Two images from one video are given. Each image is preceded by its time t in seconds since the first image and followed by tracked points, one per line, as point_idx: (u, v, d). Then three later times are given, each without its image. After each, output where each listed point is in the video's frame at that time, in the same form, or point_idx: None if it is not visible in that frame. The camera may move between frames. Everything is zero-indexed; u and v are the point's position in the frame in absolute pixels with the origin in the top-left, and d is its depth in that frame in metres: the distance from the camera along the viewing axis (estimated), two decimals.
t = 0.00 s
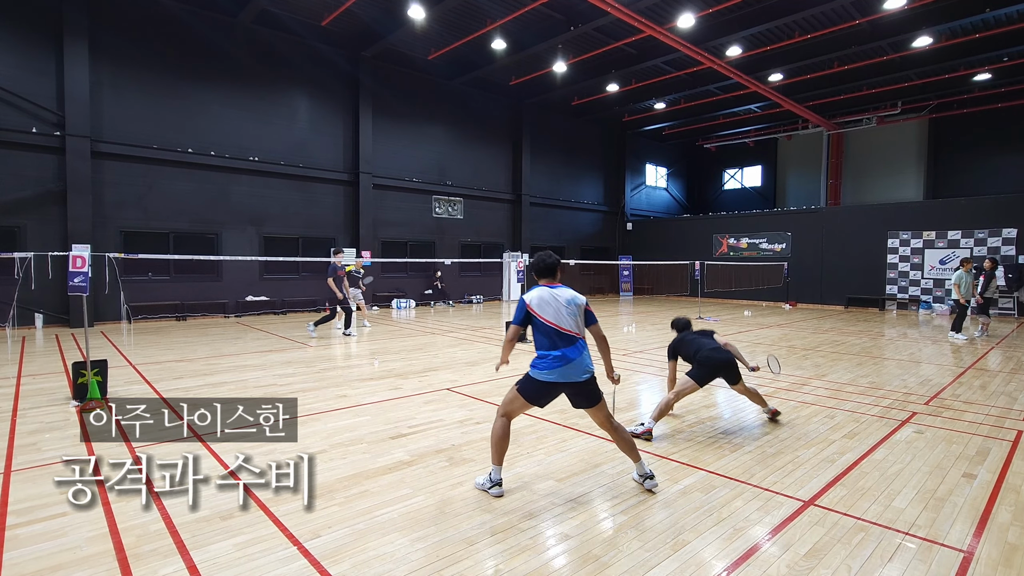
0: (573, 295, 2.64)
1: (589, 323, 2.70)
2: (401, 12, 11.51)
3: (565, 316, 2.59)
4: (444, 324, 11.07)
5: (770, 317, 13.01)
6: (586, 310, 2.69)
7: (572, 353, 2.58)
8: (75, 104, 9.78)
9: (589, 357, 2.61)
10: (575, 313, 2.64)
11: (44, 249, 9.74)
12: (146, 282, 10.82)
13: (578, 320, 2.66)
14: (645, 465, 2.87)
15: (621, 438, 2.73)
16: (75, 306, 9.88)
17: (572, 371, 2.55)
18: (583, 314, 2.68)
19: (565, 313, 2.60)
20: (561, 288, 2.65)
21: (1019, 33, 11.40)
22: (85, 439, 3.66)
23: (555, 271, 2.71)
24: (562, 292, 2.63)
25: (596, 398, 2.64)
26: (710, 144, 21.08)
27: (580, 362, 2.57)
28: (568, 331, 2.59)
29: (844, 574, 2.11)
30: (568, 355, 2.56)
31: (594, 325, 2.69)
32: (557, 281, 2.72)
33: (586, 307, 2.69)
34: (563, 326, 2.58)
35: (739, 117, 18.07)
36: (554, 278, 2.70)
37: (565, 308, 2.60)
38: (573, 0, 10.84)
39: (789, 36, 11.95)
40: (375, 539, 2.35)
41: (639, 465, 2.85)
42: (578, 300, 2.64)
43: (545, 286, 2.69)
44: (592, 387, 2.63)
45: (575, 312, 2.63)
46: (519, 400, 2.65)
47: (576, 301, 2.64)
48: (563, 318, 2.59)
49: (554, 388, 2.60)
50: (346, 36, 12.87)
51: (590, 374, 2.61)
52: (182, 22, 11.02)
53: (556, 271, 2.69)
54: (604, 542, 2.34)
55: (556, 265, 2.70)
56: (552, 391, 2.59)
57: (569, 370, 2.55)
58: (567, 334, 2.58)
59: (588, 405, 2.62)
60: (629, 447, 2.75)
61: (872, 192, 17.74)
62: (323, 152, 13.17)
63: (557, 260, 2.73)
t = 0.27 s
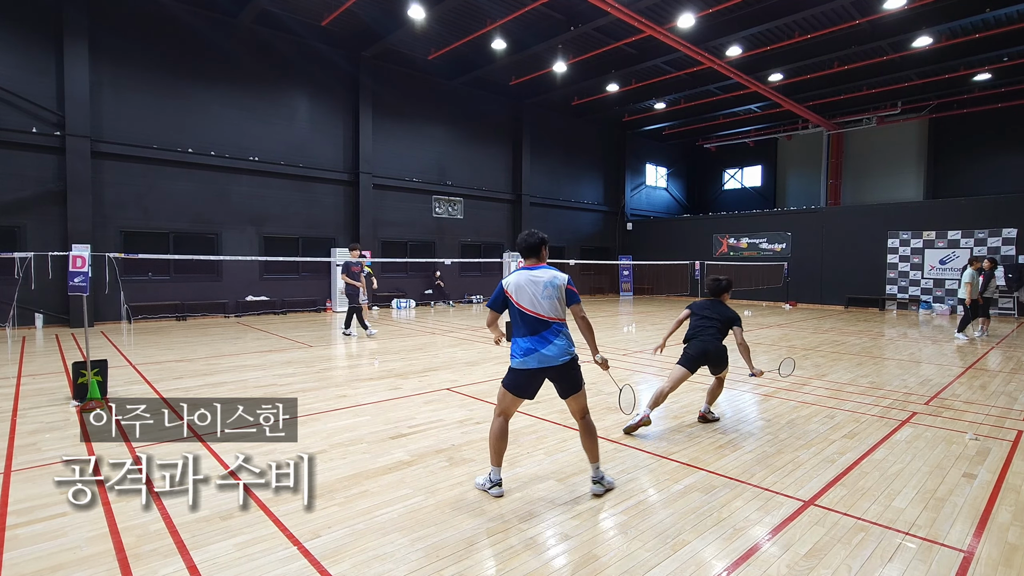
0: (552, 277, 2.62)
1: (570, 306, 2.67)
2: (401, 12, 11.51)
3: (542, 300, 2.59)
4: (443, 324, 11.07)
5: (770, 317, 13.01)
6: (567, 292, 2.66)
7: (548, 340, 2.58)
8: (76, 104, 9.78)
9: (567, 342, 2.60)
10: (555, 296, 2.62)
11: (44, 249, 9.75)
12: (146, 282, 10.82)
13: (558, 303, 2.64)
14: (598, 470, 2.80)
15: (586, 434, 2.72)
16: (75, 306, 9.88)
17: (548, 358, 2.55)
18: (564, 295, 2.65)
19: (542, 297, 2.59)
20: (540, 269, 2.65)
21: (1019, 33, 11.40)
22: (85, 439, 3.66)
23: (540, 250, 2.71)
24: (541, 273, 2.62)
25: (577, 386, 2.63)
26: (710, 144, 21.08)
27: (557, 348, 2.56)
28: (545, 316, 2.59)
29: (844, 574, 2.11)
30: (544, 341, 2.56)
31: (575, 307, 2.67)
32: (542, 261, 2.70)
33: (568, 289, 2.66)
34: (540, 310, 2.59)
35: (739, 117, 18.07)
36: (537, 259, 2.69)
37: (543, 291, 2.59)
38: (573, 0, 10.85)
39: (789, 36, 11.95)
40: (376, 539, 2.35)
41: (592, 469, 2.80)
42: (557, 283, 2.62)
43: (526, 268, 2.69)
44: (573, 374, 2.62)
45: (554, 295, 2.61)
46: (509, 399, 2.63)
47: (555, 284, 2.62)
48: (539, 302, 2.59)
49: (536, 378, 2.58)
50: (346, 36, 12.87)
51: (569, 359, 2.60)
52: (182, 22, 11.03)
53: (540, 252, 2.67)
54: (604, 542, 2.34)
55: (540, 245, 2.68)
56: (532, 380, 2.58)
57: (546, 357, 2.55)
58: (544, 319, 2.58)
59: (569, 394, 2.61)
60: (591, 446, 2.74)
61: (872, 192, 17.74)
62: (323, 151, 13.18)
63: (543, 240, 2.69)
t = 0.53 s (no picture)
0: (564, 277, 2.57)
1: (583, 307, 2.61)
2: (401, 12, 11.51)
3: (552, 301, 2.57)
4: (444, 324, 11.07)
5: (770, 317, 13.01)
6: (581, 293, 2.60)
7: (553, 341, 2.58)
8: (76, 104, 9.78)
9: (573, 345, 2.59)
10: (567, 296, 2.58)
11: (45, 249, 9.75)
12: (146, 282, 10.82)
13: (569, 303, 2.60)
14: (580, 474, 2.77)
15: (579, 437, 2.72)
16: (75, 306, 9.88)
17: (552, 360, 2.57)
18: (576, 296, 2.60)
19: (553, 296, 2.57)
20: (555, 267, 2.60)
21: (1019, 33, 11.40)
22: (85, 439, 3.66)
23: (562, 245, 2.63)
24: (554, 272, 2.58)
25: (582, 390, 2.62)
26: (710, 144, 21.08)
27: (561, 352, 2.57)
28: (553, 317, 2.58)
29: (844, 574, 2.11)
30: (549, 343, 2.57)
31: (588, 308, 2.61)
32: (561, 256, 2.64)
33: (582, 289, 2.59)
34: (549, 311, 2.58)
35: (739, 117, 18.07)
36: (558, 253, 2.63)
37: (554, 291, 2.56)
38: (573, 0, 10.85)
39: (789, 36, 11.95)
40: (375, 539, 2.35)
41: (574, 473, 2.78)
42: (570, 283, 2.57)
43: (543, 264, 2.65)
44: (578, 378, 2.61)
45: (566, 296, 2.57)
46: (518, 398, 2.65)
47: (568, 284, 2.57)
48: (549, 302, 2.57)
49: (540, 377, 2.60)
50: (346, 36, 12.87)
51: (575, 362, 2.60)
52: (182, 22, 11.03)
53: (559, 247, 2.61)
54: (604, 542, 2.34)
55: (561, 240, 2.61)
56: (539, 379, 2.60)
57: (549, 358, 2.57)
58: (552, 320, 2.58)
59: (573, 397, 2.62)
60: (583, 450, 2.72)
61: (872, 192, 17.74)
62: (324, 152, 13.18)
63: (564, 235, 2.62)
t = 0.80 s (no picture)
0: (574, 274, 2.58)
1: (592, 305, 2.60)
2: (401, 12, 11.51)
3: (559, 297, 2.58)
4: (444, 324, 11.07)
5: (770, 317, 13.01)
6: (591, 291, 2.59)
7: (558, 337, 2.59)
8: (76, 104, 9.78)
9: (578, 343, 2.59)
10: (575, 294, 2.58)
11: (44, 249, 9.75)
12: (146, 282, 10.81)
13: (577, 300, 2.59)
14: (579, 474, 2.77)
15: (579, 435, 2.70)
16: (75, 306, 9.88)
17: (555, 356, 2.59)
18: (585, 294, 2.59)
19: (561, 293, 2.58)
20: (566, 263, 2.61)
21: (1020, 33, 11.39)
22: (85, 439, 3.66)
23: (578, 240, 2.68)
24: (564, 268, 2.60)
25: (585, 388, 2.61)
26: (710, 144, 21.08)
27: (564, 348, 2.58)
28: (559, 313, 2.59)
29: (844, 574, 2.11)
30: (553, 338, 2.59)
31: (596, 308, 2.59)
32: (574, 252, 2.68)
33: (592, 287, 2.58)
34: (556, 306, 2.59)
35: (739, 117, 18.07)
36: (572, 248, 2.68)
37: (563, 287, 2.58)
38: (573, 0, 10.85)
39: (789, 36, 11.95)
40: (376, 539, 2.35)
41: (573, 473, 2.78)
42: (579, 280, 2.57)
43: (556, 259, 2.67)
44: (582, 376, 2.60)
45: (574, 293, 2.58)
46: (529, 391, 2.69)
47: (577, 281, 2.57)
48: (557, 298, 2.59)
49: (546, 372, 2.64)
50: (346, 36, 12.87)
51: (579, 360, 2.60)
52: (182, 22, 11.03)
53: (573, 242, 2.66)
54: (604, 542, 2.34)
55: (576, 236, 2.66)
56: (545, 375, 2.64)
57: (552, 354, 2.59)
58: (558, 316, 2.59)
59: (574, 396, 2.60)
60: (582, 448, 2.72)
61: (872, 192, 17.74)
62: (324, 152, 13.18)
63: (579, 231, 2.66)
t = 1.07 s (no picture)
0: (565, 273, 2.56)
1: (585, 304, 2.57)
2: (401, 12, 11.51)
3: (551, 297, 2.59)
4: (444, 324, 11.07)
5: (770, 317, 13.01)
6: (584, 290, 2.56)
7: (549, 337, 2.60)
8: (76, 104, 9.78)
9: (569, 343, 2.58)
10: (567, 293, 2.57)
11: (44, 249, 9.75)
12: (146, 282, 10.81)
13: (570, 300, 2.58)
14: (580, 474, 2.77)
15: (573, 435, 2.70)
16: (75, 306, 9.87)
17: (547, 355, 2.60)
18: (578, 293, 2.57)
19: (553, 292, 2.58)
20: (558, 262, 2.59)
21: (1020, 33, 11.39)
22: (85, 439, 3.66)
23: (569, 239, 2.69)
24: (556, 267, 2.58)
25: (577, 389, 2.59)
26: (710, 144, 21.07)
27: (555, 348, 2.58)
28: (551, 313, 2.60)
29: (844, 574, 2.11)
30: (545, 338, 2.61)
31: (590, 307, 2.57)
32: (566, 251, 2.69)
33: (585, 286, 2.55)
34: (548, 306, 2.60)
35: (739, 117, 18.07)
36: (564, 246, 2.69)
37: (555, 287, 2.57)
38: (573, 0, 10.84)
39: (789, 36, 11.95)
40: (375, 539, 2.35)
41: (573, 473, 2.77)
42: (570, 279, 2.55)
43: (549, 258, 2.66)
44: (575, 376, 2.59)
45: (566, 292, 2.56)
46: (523, 389, 2.71)
47: (568, 281, 2.55)
48: (549, 298, 2.59)
49: (538, 370, 2.66)
50: (346, 36, 12.87)
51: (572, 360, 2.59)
52: (182, 22, 11.03)
53: (564, 241, 2.66)
54: (604, 542, 2.34)
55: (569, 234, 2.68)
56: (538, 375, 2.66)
57: (543, 354, 2.60)
58: (550, 315, 2.60)
59: (566, 396, 2.60)
60: (576, 449, 2.72)
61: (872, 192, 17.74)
62: (324, 152, 13.18)
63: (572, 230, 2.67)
